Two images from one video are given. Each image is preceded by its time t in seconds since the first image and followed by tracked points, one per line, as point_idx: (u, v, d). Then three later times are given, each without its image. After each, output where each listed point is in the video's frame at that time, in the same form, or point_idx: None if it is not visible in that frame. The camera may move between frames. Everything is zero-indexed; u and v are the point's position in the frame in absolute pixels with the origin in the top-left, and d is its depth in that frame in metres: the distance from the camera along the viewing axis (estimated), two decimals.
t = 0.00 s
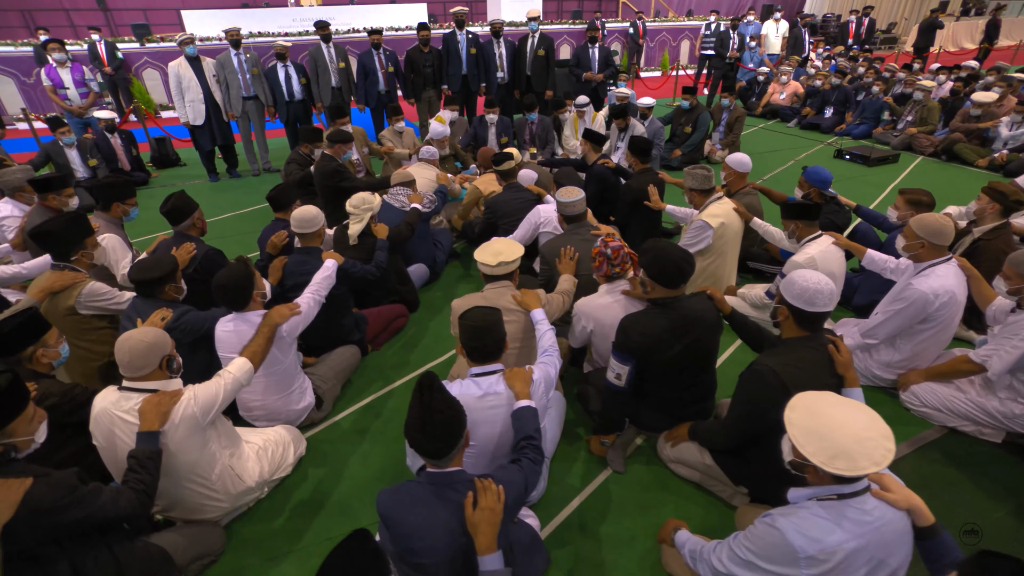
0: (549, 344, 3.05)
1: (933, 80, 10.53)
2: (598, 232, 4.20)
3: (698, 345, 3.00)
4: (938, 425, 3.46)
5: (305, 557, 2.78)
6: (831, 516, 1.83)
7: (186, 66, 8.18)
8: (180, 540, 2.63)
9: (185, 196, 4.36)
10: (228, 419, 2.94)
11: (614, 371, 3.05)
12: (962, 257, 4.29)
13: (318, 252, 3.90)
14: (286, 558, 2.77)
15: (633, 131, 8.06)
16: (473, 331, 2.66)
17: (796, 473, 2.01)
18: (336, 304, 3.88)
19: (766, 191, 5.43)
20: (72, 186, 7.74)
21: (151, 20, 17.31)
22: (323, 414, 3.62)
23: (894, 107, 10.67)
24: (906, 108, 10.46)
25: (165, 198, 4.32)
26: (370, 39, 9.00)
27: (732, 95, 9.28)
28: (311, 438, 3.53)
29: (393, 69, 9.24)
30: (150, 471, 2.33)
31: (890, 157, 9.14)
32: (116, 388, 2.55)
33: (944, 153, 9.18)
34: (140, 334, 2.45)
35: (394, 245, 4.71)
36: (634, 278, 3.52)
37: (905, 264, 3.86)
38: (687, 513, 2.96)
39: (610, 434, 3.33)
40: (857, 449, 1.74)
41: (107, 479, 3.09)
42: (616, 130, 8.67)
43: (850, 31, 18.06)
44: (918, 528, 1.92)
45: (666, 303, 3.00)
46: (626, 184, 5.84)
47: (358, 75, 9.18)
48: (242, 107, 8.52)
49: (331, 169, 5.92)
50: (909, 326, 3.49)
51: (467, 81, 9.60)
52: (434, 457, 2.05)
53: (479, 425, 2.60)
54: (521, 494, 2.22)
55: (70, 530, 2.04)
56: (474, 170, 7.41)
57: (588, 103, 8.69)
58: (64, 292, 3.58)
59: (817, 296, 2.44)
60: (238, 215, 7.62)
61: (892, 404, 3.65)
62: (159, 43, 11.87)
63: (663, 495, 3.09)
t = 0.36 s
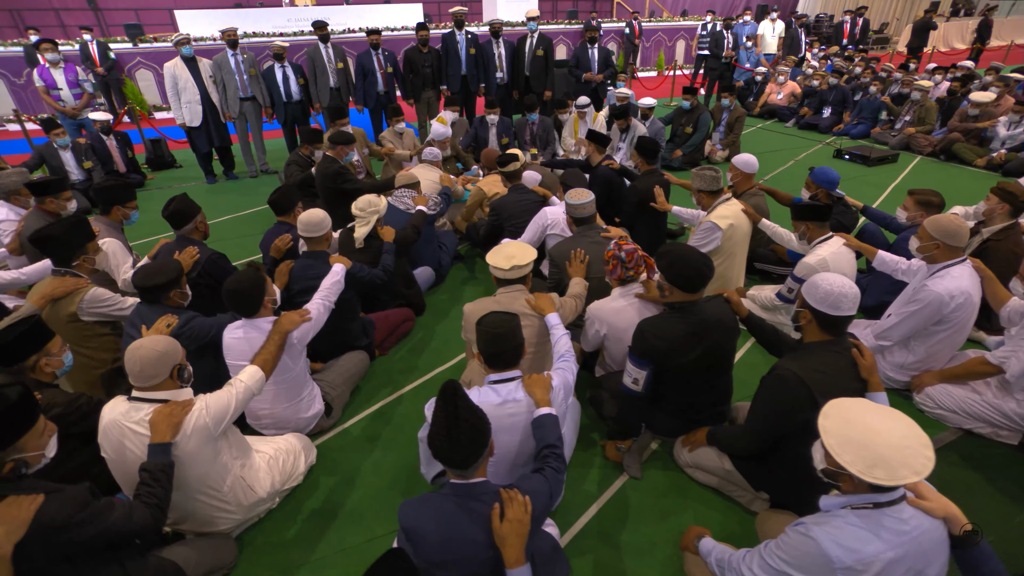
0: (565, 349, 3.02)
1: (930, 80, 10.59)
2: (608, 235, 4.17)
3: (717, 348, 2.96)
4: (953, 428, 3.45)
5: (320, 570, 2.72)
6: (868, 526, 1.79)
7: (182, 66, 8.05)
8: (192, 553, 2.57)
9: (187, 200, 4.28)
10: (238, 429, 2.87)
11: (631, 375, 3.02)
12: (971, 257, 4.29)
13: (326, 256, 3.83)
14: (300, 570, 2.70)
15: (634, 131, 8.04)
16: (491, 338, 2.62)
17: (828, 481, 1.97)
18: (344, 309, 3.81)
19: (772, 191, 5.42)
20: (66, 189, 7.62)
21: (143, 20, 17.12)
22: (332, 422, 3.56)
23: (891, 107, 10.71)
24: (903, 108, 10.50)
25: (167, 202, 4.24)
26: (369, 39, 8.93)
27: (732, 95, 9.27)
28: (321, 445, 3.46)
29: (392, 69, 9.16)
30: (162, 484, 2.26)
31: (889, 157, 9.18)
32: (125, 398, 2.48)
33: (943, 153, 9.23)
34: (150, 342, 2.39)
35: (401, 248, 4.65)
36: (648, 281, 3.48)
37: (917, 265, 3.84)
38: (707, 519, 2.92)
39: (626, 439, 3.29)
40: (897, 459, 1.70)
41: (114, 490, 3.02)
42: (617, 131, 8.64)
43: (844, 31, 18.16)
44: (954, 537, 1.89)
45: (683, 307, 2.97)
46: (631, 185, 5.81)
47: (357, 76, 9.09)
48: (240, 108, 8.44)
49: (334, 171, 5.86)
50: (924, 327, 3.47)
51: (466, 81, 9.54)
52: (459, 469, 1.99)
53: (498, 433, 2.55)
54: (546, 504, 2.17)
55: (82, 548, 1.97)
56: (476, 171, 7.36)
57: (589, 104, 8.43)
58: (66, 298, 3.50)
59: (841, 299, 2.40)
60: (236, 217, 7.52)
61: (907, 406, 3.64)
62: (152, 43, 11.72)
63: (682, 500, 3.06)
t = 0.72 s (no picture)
0: (585, 354, 2.97)
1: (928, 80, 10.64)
2: (620, 237, 4.12)
3: (739, 353, 2.93)
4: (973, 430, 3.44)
5: None
6: (914, 538, 1.75)
7: (179, 67, 7.93)
8: (208, 568, 2.50)
9: (192, 203, 4.20)
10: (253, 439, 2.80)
11: (653, 381, 2.98)
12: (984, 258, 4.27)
13: (335, 260, 3.76)
14: None
15: (637, 132, 8.01)
16: (514, 344, 2.57)
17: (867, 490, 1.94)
18: (355, 314, 3.74)
19: (779, 192, 5.40)
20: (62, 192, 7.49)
21: (135, 20, 16.91)
22: (345, 429, 3.49)
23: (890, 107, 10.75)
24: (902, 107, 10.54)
25: (171, 205, 4.16)
26: (368, 38, 8.84)
27: (734, 95, 9.25)
28: (334, 454, 3.40)
29: (391, 70, 9.07)
30: (180, 499, 2.19)
31: (889, 156, 9.20)
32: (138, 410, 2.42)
33: (943, 153, 9.27)
34: (166, 351, 2.33)
35: (409, 251, 4.58)
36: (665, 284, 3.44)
37: (932, 266, 3.83)
38: (731, 526, 2.88)
39: (645, 445, 3.25)
40: (945, 469, 1.67)
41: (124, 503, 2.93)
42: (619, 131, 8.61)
43: (840, 31, 18.24)
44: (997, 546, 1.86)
45: (704, 311, 2.93)
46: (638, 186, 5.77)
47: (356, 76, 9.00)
48: (237, 108, 8.33)
49: (337, 172, 5.79)
50: (943, 329, 3.45)
51: (466, 81, 9.46)
52: (488, 479, 1.92)
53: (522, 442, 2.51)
54: (579, 516, 2.11)
55: (100, 568, 1.90)
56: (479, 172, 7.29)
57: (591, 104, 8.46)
58: (70, 305, 3.41)
59: (872, 304, 2.37)
60: (236, 219, 7.41)
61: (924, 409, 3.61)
62: (145, 43, 11.56)
63: (704, 507, 3.02)
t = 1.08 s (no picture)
0: (606, 360, 2.93)
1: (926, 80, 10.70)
2: (634, 239, 4.07)
3: (762, 358, 2.89)
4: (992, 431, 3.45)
5: None
6: (963, 551, 1.70)
7: (176, 67, 7.80)
8: None
9: (197, 206, 4.11)
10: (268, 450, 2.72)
11: (675, 386, 2.97)
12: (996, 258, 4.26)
13: (346, 264, 3.68)
14: None
15: (640, 132, 7.98)
16: (537, 352, 2.53)
17: (907, 500, 1.90)
18: (366, 319, 3.67)
19: (788, 193, 5.41)
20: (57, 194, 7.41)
21: (127, 19, 16.68)
22: (358, 437, 3.42)
23: (889, 106, 10.80)
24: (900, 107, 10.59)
25: (176, 208, 4.07)
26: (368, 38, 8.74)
27: (735, 95, 9.24)
28: (348, 463, 3.32)
29: (391, 70, 8.98)
30: (198, 515, 2.11)
31: (890, 156, 9.23)
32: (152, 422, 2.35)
33: (942, 152, 9.34)
34: (182, 362, 2.26)
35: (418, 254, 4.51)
36: (682, 287, 3.41)
37: (946, 267, 3.81)
38: (756, 533, 2.84)
39: (666, 451, 3.21)
40: (996, 479, 1.63)
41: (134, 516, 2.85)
42: (622, 132, 8.58)
43: (835, 31, 18.31)
44: None
45: (727, 315, 2.89)
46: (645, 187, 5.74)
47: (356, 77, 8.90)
48: (235, 110, 8.22)
49: (340, 174, 5.71)
50: (961, 331, 3.42)
51: (466, 82, 9.39)
52: (522, 493, 1.86)
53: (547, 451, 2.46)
54: (613, 529, 2.06)
55: None
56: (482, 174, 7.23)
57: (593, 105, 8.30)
58: (74, 312, 3.32)
59: (903, 308, 2.33)
60: (236, 221, 7.29)
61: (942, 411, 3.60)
62: (138, 43, 11.40)
63: (727, 514, 2.98)
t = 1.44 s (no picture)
0: (629, 365, 2.87)
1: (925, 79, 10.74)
2: (647, 241, 4.03)
3: (785, 361, 2.84)
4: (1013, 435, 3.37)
5: None
6: (1011, 563, 1.64)
7: (173, 67, 7.68)
8: None
9: (202, 209, 4.02)
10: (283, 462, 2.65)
11: (697, 392, 2.92)
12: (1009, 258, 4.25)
13: (356, 268, 3.60)
14: None
15: (643, 132, 7.95)
16: (561, 359, 2.48)
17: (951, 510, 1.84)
18: (378, 324, 3.59)
19: (797, 194, 5.42)
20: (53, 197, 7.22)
21: (119, 19, 16.44)
22: (371, 445, 3.34)
23: (888, 106, 10.85)
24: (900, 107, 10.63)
25: (180, 212, 3.98)
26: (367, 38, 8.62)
27: (737, 95, 9.24)
28: (361, 472, 3.25)
29: (391, 70, 8.88)
30: (219, 533, 2.04)
31: (891, 156, 9.26)
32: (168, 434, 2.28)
33: (942, 152, 9.39)
34: (199, 373, 2.20)
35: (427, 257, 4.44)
36: (701, 290, 3.37)
37: (962, 268, 3.79)
38: (781, 541, 2.80)
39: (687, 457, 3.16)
40: None
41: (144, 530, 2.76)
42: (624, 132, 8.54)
43: (831, 31, 18.36)
44: None
45: (750, 319, 2.85)
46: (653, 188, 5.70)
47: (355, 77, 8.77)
48: (233, 111, 8.09)
49: (344, 175, 5.62)
50: (981, 333, 3.40)
51: (467, 82, 9.32)
52: (558, 507, 1.80)
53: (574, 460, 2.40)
54: (649, 541, 2.00)
55: None
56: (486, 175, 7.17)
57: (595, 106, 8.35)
58: (78, 320, 3.24)
59: (936, 312, 2.29)
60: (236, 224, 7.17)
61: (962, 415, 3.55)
62: (132, 43, 11.25)
63: (751, 520, 2.93)
